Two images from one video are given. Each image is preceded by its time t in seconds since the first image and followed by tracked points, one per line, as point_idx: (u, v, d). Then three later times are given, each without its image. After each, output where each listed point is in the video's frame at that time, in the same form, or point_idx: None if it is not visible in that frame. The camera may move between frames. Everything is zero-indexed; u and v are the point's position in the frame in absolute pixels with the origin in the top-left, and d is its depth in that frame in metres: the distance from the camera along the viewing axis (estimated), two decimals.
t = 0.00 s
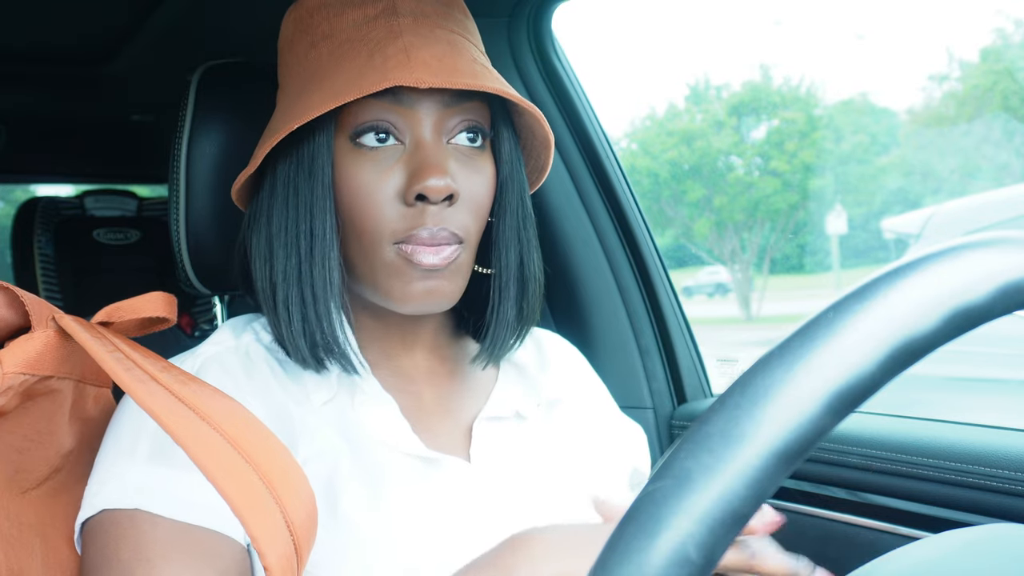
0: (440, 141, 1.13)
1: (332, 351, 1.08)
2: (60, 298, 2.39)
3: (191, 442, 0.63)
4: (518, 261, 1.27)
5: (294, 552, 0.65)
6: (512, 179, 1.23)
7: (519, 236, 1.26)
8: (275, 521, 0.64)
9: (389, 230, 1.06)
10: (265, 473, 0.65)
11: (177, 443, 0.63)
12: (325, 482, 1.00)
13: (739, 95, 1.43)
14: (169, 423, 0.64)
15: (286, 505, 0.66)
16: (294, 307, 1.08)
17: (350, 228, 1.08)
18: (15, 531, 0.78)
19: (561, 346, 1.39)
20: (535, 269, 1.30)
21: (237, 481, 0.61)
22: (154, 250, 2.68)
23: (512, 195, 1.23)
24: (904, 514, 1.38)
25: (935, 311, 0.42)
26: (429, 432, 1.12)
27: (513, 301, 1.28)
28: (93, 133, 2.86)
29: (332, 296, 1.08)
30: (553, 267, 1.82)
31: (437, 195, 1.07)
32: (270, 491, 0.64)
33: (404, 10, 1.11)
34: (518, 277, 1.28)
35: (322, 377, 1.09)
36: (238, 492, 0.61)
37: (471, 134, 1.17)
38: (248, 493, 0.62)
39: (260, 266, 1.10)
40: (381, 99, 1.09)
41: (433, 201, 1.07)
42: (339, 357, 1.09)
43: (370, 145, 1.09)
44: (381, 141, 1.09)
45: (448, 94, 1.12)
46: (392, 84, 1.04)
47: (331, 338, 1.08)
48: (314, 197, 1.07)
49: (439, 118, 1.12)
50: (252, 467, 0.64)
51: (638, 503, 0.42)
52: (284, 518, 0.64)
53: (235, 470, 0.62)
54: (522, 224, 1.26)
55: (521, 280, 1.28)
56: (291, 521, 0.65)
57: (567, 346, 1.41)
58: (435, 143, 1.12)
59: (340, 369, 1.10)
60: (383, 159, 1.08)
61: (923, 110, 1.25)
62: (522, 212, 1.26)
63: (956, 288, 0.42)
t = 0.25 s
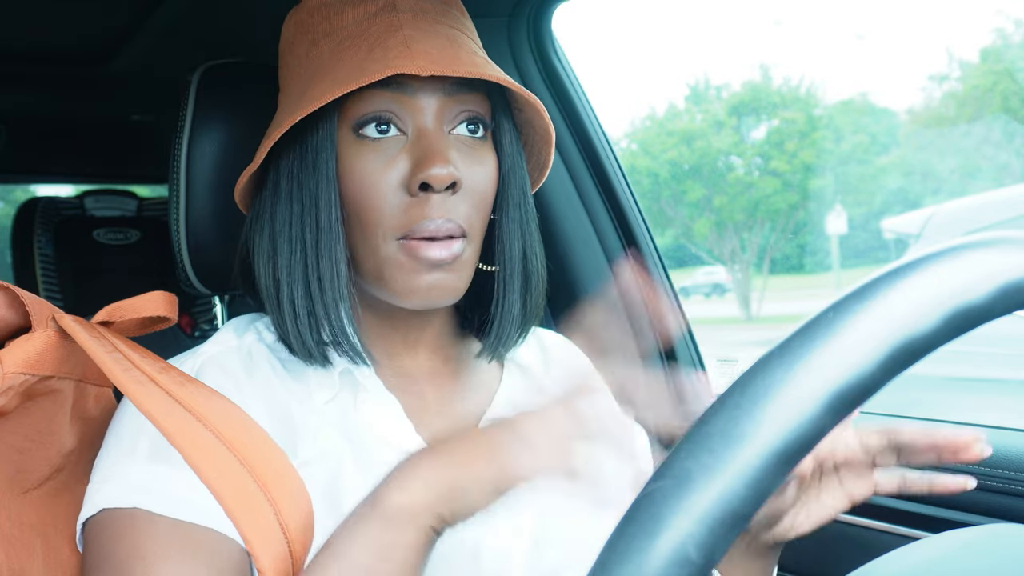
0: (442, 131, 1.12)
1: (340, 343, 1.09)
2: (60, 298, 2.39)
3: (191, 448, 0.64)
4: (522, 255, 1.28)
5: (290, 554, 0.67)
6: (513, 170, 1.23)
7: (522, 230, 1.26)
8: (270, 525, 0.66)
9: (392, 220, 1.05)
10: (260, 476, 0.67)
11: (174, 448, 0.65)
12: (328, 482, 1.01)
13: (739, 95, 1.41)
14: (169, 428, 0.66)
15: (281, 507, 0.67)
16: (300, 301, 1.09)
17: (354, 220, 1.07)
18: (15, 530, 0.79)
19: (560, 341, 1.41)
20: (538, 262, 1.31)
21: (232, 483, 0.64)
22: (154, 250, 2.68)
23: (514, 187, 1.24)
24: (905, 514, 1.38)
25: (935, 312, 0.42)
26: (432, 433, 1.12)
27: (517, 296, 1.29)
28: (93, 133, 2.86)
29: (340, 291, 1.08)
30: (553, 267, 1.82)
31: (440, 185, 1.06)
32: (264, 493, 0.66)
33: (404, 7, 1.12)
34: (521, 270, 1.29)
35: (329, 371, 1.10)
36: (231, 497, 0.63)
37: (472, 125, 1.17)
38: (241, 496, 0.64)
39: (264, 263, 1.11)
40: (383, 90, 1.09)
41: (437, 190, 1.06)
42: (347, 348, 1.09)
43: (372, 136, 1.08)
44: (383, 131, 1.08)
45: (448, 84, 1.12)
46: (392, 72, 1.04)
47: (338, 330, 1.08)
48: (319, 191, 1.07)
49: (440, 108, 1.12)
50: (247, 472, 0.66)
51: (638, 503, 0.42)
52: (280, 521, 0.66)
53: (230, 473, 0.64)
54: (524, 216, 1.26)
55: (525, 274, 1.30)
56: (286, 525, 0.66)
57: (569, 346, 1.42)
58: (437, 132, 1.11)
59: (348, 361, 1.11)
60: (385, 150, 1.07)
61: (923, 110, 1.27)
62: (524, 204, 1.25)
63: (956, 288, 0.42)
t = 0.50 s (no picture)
0: (448, 132, 1.13)
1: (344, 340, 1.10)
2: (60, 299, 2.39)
3: (184, 444, 0.66)
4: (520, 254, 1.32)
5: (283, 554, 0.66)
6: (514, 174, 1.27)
7: (523, 231, 1.30)
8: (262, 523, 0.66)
9: (399, 216, 1.04)
10: (251, 472, 0.68)
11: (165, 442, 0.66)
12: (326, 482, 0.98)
13: (739, 95, 1.42)
14: (163, 425, 0.67)
15: (274, 505, 0.67)
16: (303, 297, 1.09)
17: (360, 217, 1.07)
18: (15, 530, 0.80)
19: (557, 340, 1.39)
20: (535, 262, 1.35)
21: (226, 483, 0.65)
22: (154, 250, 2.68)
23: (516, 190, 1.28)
24: (905, 515, 1.38)
25: (934, 312, 0.42)
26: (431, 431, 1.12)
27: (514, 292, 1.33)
28: (93, 134, 2.87)
29: (347, 286, 1.08)
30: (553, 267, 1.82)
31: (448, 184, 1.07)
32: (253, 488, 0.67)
33: (410, 8, 1.13)
34: (522, 271, 1.34)
35: (330, 368, 1.09)
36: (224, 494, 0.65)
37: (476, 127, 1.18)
38: (232, 491, 0.65)
39: (265, 260, 1.11)
40: (391, 89, 1.09)
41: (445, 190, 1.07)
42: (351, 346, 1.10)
43: (379, 134, 1.09)
44: (390, 130, 1.09)
45: (455, 86, 1.14)
46: (405, 72, 1.04)
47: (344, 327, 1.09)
48: (325, 188, 1.07)
49: (447, 109, 1.13)
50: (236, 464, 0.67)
51: (639, 504, 0.42)
52: (273, 520, 0.66)
53: (218, 470, 0.66)
54: (524, 219, 1.31)
55: (522, 273, 1.34)
56: (278, 523, 0.67)
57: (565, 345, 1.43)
58: (443, 132, 1.12)
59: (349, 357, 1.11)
60: (393, 148, 1.08)
61: (923, 110, 1.26)
62: (523, 206, 1.30)
63: (956, 288, 0.42)
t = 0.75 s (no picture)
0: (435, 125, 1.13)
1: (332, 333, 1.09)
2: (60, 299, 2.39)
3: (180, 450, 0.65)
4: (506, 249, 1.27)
5: (280, 557, 0.66)
6: (499, 168, 1.22)
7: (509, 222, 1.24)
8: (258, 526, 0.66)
9: (388, 210, 1.05)
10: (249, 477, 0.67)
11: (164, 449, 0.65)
12: (323, 478, 0.99)
13: (739, 95, 1.40)
14: (159, 430, 0.65)
15: (272, 511, 0.67)
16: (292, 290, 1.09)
17: (346, 210, 1.07)
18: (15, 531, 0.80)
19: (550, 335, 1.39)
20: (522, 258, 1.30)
21: (220, 486, 0.64)
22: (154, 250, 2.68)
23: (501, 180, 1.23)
24: (905, 515, 1.38)
25: (932, 313, 0.42)
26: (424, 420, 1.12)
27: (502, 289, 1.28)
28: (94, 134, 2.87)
29: (334, 278, 1.08)
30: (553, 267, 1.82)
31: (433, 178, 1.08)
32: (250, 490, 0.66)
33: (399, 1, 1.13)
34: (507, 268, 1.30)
35: (318, 360, 1.10)
36: (222, 498, 0.64)
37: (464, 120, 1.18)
38: (229, 496, 0.64)
39: (251, 255, 1.11)
40: (380, 82, 1.10)
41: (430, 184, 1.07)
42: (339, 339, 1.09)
43: (366, 126, 1.09)
44: (378, 122, 1.09)
45: (442, 78, 1.14)
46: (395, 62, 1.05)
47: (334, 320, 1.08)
48: (313, 179, 1.07)
49: (434, 102, 1.13)
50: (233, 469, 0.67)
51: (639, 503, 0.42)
52: (269, 524, 0.66)
53: (217, 475, 0.65)
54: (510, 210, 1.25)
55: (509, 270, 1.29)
56: (275, 527, 0.67)
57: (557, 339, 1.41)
58: (429, 125, 1.12)
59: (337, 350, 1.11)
60: (380, 141, 1.08)
61: (923, 110, 1.27)
62: (512, 202, 1.25)
63: (956, 288, 0.42)
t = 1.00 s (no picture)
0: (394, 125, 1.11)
1: (297, 340, 1.08)
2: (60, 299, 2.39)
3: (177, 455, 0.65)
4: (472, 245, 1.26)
5: (271, 556, 0.67)
6: (456, 164, 1.25)
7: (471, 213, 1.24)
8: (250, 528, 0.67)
9: (349, 213, 1.02)
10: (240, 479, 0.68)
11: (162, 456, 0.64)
12: (305, 476, 0.99)
13: (739, 95, 1.41)
14: (155, 434, 0.65)
15: (262, 510, 0.68)
16: (258, 301, 1.07)
17: (308, 217, 1.05)
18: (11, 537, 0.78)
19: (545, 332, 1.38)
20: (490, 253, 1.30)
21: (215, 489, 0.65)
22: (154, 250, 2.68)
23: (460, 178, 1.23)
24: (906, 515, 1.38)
25: (934, 312, 0.42)
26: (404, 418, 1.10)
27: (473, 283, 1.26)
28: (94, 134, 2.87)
29: (296, 285, 1.07)
30: (553, 267, 1.82)
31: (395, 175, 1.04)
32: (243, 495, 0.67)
33: (343, 8, 1.13)
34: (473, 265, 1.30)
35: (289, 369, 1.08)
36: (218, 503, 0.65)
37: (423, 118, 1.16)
38: (222, 500, 0.65)
39: (215, 269, 1.09)
40: (331, 86, 1.08)
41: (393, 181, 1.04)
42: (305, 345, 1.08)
43: (323, 131, 1.07)
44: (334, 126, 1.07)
45: (394, 76, 1.12)
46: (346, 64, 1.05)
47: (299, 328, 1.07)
48: (270, 188, 1.05)
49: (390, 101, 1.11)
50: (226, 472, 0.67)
51: (639, 503, 0.42)
52: (260, 524, 0.67)
53: (212, 477, 0.66)
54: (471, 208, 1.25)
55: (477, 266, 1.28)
56: (267, 527, 0.68)
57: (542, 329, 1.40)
58: (387, 123, 1.10)
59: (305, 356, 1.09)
60: (336, 144, 1.06)
61: (923, 110, 1.27)
62: (470, 199, 1.25)
63: (957, 288, 0.42)
